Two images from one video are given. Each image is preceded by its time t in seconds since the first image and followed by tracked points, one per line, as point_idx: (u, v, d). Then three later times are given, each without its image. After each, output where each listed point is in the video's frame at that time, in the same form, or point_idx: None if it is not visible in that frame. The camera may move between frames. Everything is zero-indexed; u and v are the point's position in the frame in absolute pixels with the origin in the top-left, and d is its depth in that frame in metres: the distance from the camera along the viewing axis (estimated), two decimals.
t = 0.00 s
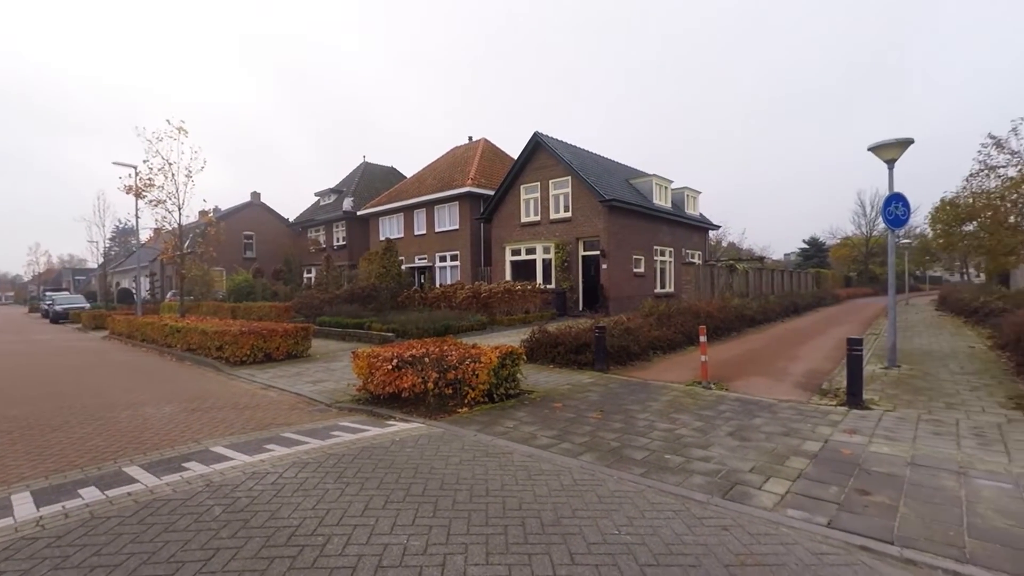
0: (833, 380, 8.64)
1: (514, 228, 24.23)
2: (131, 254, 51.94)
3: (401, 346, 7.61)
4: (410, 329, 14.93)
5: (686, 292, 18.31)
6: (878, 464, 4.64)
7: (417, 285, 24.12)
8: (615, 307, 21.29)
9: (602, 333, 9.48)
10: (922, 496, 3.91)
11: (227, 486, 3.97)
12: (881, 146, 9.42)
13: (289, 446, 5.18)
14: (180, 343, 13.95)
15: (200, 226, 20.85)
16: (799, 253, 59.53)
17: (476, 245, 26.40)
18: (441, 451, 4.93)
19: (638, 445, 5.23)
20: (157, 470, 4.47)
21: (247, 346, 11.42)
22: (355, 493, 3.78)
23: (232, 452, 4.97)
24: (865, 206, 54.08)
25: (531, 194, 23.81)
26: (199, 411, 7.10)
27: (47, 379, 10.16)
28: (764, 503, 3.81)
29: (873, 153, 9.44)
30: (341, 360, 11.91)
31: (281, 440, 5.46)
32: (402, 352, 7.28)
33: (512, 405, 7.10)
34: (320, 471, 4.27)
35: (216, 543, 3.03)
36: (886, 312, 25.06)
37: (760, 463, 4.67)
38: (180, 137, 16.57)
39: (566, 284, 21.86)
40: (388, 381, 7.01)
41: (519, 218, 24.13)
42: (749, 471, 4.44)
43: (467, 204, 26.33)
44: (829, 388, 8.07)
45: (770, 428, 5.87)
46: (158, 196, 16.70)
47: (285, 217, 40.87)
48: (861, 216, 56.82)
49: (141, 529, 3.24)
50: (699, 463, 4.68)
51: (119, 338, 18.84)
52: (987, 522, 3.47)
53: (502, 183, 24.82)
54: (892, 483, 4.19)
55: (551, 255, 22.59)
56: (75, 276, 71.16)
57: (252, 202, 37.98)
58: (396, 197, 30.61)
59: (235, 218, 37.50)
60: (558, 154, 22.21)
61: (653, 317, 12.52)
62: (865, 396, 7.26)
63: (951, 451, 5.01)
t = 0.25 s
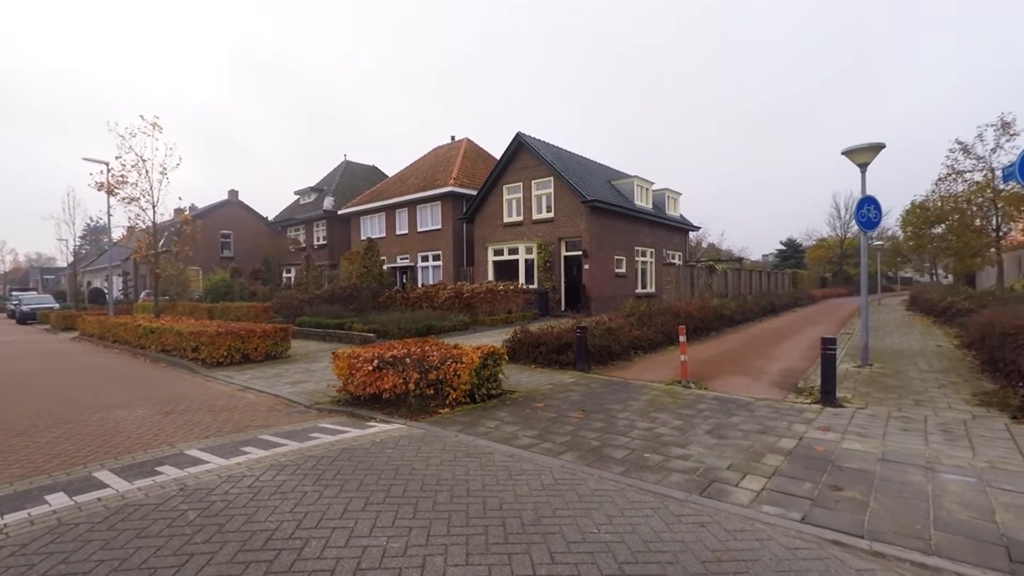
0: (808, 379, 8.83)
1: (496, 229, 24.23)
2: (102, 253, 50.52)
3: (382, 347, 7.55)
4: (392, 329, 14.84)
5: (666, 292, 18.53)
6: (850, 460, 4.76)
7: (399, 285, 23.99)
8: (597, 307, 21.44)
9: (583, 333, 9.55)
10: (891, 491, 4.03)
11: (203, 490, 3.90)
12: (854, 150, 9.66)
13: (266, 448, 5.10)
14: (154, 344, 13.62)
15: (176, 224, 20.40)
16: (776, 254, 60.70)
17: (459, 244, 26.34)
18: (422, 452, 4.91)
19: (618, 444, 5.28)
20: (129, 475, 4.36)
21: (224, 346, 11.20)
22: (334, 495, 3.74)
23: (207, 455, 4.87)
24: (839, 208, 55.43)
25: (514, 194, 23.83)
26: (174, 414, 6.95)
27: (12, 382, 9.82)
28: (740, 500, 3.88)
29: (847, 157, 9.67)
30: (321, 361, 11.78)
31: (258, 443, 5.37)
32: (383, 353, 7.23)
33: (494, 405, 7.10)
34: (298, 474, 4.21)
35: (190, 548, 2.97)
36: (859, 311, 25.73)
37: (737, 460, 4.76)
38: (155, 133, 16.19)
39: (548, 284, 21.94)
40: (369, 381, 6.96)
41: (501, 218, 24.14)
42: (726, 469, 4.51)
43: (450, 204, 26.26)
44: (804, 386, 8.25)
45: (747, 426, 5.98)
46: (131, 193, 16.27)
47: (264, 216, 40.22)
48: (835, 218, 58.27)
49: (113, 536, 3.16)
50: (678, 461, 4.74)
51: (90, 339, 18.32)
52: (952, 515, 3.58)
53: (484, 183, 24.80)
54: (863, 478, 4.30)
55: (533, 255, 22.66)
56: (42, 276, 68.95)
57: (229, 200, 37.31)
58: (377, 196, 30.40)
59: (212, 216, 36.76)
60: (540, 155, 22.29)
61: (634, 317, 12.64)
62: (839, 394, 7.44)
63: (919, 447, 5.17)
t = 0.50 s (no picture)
0: (785, 377, 9.01)
1: (480, 228, 24.20)
2: (74, 251, 49.10)
3: (364, 347, 7.49)
4: (374, 329, 14.71)
5: (648, 292, 18.72)
6: (825, 457, 4.87)
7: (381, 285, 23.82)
8: (580, 306, 21.55)
9: (566, 333, 9.59)
10: (864, 486, 4.12)
11: (178, 494, 3.81)
12: (830, 153, 9.88)
13: (244, 450, 5.01)
14: (127, 345, 13.28)
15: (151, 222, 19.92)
16: (755, 254, 61.72)
17: (442, 244, 26.23)
18: (403, 453, 4.88)
19: (600, 443, 5.31)
20: (100, 479, 4.25)
21: (200, 347, 10.97)
22: (313, 497, 3.69)
23: (182, 459, 4.77)
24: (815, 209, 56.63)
25: (497, 194, 23.82)
26: (148, 416, 6.79)
27: None
28: (719, 497, 3.93)
29: (823, 160, 9.88)
30: (301, 361, 11.62)
31: (236, 445, 5.28)
32: (363, 353, 7.17)
33: (476, 405, 7.09)
34: (277, 476, 4.15)
35: (165, 553, 2.91)
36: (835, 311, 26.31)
37: (716, 458, 4.82)
38: (129, 128, 15.82)
39: (531, 284, 21.99)
40: (350, 382, 6.89)
41: (484, 218, 24.10)
42: (705, 466, 4.58)
43: (433, 203, 26.14)
44: (781, 385, 8.41)
45: (726, 424, 6.07)
46: (104, 189, 15.84)
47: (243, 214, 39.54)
48: (812, 219, 59.51)
49: (83, 542, 3.08)
50: (659, 460, 4.79)
51: (61, 340, 17.78)
52: (922, 509, 3.68)
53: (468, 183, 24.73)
54: (837, 474, 4.41)
55: (516, 255, 22.68)
56: (9, 274, 66.72)
57: (207, 198, 36.60)
58: (359, 195, 30.12)
59: (189, 214, 36.01)
60: (524, 155, 22.33)
61: (616, 317, 12.74)
62: (815, 392, 7.60)
63: (891, 443, 5.30)
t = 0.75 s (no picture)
0: (766, 376, 9.15)
1: (465, 228, 24.14)
2: (46, 249, 47.71)
3: (347, 347, 7.42)
4: (357, 329, 14.58)
5: (632, 292, 18.87)
6: (803, 454, 4.96)
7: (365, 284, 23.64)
8: (565, 306, 21.63)
9: (550, 333, 9.62)
10: (841, 483, 4.21)
11: (154, 497, 3.73)
12: (809, 156, 10.06)
13: (223, 453, 4.93)
14: (102, 345, 12.96)
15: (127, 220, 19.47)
16: (737, 255, 62.57)
17: (426, 244, 26.11)
18: (386, 453, 4.84)
19: (583, 442, 5.33)
20: (72, 483, 4.14)
21: (179, 347, 10.75)
22: (294, 499, 3.64)
23: (159, 462, 4.66)
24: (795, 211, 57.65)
25: (482, 193, 23.78)
26: (122, 418, 6.62)
27: None
28: (700, 494, 3.98)
29: (802, 162, 10.06)
30: (283, 362, 11.47)
31: (215, 447, 5.19)
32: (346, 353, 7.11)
33: (461, 405, 7.06)
34: (257, 478, 4.09)
35: (140, 558, 2.84)
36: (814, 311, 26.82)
37: (698, 456, 4.88)
38: (104, 123, 15.43)
39: (516, 284, 22.01)
40: (332, 383, 6.82)
41: (469, 217, 24.06)
42: (688, 465, 4.62)
43: (417, 202, 26.01)
44: (762, 383, 8.54)
45: (708, 423, 6.14)
46: (78, 186, 15.43)
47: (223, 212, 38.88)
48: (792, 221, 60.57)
49: (54, 548, 2.99)
50: (641, 458, 4.82)
51: (32, 340, 17.27)
52: (896, 504, 3.77)
53: (452, 182, 24.66)
54: (814, 470, 4.50)
55: (501, 255, 22.67)
56: None
57: (186, 196, 35.91)
58: (343, 194, 29.84)
59: (168, 211, 35.28)
60: (508, 154, 22.33)
61: (600, 316, 12.81)
62: (794, 391, 7.74)
63: (867, 440, 5.42)
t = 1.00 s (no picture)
0: (749, 375, 9.27)
1: (450, 227, 24.06)
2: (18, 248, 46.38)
3: (331, 347, 7.34)
4: (341, 330, 14.45)
5: (617, 292, 18.99)
6: (785, 452, 5.03)
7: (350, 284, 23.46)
8: (550, 306, 21.69)
9: (536, 333, 9.62)
10: (822, 480, 4.28)
11: (132, 502, 3.64)
12: (790, 158, 10.21)
13: (204, 455, 4.84)
14: (78, 346, 12.64)
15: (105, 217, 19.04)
16: (720, 256, 63.34)
17: (412, 243, 25.97)
18: (371, 455, 4.79)
19: (569, 442, 5.35)
20: (46, 488, 4.02)
21: (158, 348, 10.54)
22: (277, 502, 3.58)
23: (136, 465, 4.56)
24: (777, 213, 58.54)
25: (468, 193, 23.73)
26: (98, 421, 6.46)
27: None
28: (684, 493, 4.01)
29: (784, 164, 10.21)
30: (266, 362, 11.31)
31: (195, 449, 5.10)
32: (330, 353, 7.05)
33: (447, 405, 7.03)
34: (239, 481, 4.02)
35: (117, 564, 2.77)
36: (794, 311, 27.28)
37: (682, 455, 4.92)
38: (80, 118, 15.06)
39: (502, 284, 22.00)
40: (316, 384, 6.74)
41: (455, 216, 23.98)
42: (672, 463, 4.66)
43: (403, 201, 25.87)
44: (745, 382, 8.65)
45: (692, 422, 6.20)
46: (53, 182, 15.04)
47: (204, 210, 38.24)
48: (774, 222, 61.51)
49: (26, 555, 2.90)
50: (627, 457, 4.85)
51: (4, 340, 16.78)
52: (875, 500, 3.85)
53: (438, 181, 24.56)
54: (795, 468, 4.57)
55: (487, 255, 22.64)
56: None
57: (166, 193, 35.24)
58: (327, 192, 29.55)
59: (147, 209, 34.59)
60: (495, 154, 22.32)
61: (586, 316, 12.86)
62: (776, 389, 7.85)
63: (847, 438, 5.52)
